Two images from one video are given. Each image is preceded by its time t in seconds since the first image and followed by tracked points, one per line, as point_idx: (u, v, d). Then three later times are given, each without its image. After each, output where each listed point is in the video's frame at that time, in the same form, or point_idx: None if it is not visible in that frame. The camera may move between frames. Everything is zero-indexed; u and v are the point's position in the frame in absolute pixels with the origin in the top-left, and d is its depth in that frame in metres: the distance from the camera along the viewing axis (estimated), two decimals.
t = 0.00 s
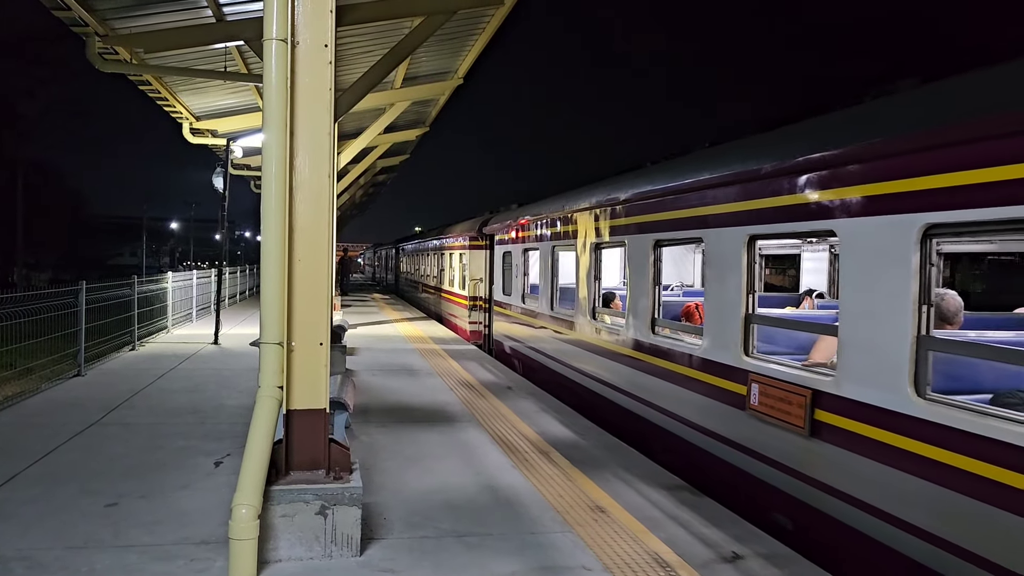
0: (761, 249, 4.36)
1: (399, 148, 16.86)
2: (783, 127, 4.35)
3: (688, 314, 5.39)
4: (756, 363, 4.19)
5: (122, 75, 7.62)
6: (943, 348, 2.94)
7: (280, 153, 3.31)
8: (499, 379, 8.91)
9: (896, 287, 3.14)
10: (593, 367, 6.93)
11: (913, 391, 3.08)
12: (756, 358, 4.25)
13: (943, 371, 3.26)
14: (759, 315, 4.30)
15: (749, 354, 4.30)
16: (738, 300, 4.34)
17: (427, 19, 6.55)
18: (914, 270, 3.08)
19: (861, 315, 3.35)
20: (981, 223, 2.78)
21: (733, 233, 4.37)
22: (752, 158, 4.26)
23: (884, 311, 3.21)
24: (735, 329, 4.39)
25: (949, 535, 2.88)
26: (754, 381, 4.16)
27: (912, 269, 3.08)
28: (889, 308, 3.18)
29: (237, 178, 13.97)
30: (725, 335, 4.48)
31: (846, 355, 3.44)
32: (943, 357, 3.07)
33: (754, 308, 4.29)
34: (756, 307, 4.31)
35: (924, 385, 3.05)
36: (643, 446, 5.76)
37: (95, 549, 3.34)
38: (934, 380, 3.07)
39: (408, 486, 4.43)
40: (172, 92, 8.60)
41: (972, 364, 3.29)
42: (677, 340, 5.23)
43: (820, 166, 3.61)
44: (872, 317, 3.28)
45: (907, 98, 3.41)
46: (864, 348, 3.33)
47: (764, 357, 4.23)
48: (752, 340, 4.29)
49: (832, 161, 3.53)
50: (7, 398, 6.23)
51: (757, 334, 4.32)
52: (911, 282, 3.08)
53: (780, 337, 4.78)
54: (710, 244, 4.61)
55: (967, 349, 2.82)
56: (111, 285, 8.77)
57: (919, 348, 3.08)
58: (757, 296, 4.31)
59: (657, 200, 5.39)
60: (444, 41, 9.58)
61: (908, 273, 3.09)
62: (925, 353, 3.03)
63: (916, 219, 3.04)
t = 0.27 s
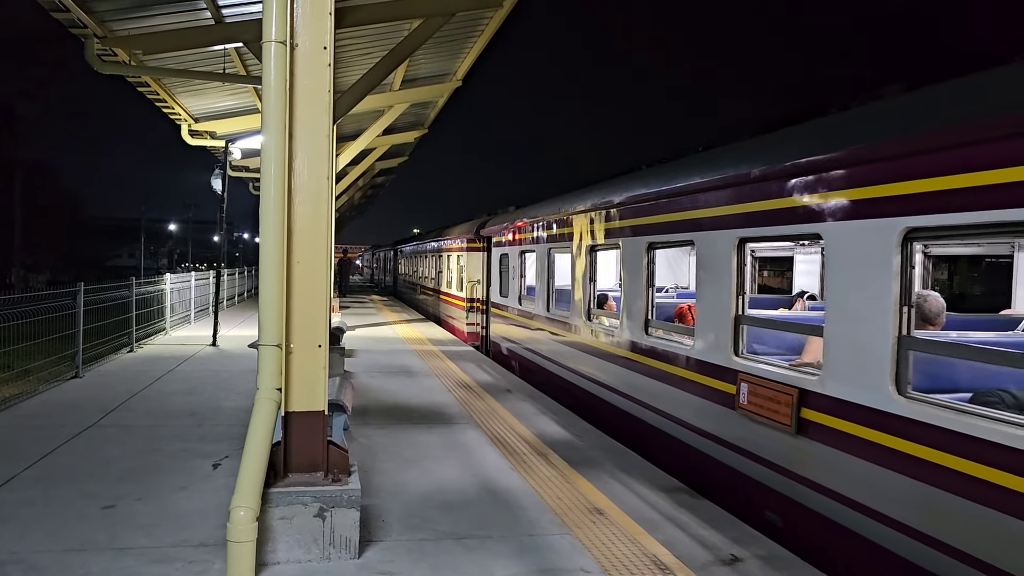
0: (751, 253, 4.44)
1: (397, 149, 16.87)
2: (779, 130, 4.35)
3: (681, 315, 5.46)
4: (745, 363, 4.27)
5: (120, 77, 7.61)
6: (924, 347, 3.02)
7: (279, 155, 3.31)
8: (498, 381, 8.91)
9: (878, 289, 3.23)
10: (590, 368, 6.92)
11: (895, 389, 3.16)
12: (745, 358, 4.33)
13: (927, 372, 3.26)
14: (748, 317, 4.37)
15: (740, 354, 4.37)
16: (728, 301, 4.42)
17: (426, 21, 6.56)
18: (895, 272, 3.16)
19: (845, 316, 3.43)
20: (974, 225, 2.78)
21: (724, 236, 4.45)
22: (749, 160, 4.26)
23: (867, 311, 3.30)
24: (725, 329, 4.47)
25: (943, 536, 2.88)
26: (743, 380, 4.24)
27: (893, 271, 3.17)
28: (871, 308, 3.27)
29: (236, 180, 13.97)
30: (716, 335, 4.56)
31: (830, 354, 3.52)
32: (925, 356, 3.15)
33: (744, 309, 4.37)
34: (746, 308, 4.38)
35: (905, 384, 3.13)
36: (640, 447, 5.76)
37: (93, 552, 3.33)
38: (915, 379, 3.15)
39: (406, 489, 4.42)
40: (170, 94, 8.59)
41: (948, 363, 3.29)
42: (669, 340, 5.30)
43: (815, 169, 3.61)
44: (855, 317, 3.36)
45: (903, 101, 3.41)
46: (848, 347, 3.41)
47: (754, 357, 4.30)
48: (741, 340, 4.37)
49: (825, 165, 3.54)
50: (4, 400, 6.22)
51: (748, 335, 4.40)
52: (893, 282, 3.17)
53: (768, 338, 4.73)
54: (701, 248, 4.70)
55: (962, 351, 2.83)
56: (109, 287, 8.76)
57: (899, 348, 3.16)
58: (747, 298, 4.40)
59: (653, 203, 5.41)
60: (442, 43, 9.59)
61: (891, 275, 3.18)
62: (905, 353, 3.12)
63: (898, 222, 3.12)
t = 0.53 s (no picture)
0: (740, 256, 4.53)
1: (396, 151, 16.88)
2: (776, 132, 4.36)
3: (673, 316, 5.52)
4: (735, 363, 4.36)
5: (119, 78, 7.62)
6: (904, 346, 3.12)
7: (278, 156, 3.31)
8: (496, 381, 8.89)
9: (861, 291, 3.33)
10: (587, 369, 6.90)
11: (877, 387, 3.26)
12: (735, 358, 4.41)
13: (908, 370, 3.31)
14: (738, 317, 4.46)
15: (730, 354, 4.45)
16: (718, 303, 4.52)
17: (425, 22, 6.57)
18: (877, 275, 3.27)
19: (830, 316, 3.52)
20: (972, 228, 2.79)
21: (714, 239, 4.53)
22: (746, 161, 4.26)
23: (849, 313, 3.40)
24: (715, 330, 4.56)
25: (943, 538, 2.89)
26: (734, 379, 4.33)
27: (875, 273, 3.27)
28: (854, 309, 3.37)
29: (234, 181, 13.96)
30: (707, 335, 4.65)
31: (816, 353, 3.62)
32: (907, 355, 3.24)
33: (734, 310, 4.45)
34: (737, 309, 4.46)
35: (886, 382, 3.23)
36: (638, 448, 5.74)
37: (91, 553, 3.33)
38: (897, 377, 3.24)
39: (404, 489, 4.43)
40: (169, 95, 8.59)
41: (927, 361, 3.35)
42: (662, 340, 5.36)
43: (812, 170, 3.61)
44: (840, 318, 3.46)
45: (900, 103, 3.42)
46: (834, 346, 3.50)
47: (743, 357, 4.39)
48: (732, 340, 4.45)
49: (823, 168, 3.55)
50: (3, 401, 6.21)
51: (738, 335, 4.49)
52: (876, 285, 3.28)
53: (759, 338, 4.79)
54: (693, 251, 4.78)
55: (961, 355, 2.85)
56: (107, 288, 8.75)
57: (882, 347, 3.26)
58: (737, 300, 4.48)
59: (649, 205, 5.41)
60: (441, 45, 9.60)
61: (873, 280, 3.29)
62: (888, 353, 3.22)
63: (879, 227, 3.23)
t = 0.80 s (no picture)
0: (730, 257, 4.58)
1: (395, 151, 16.87)
2: (774, 134, 4.37)
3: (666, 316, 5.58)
4: (727, 361, 4.42)
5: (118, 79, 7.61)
6: (887, 345, 3.19)
7: (277, 157, 3.31)
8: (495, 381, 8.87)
9: (845, 291, 3.40)
10: (584, 369, 6.89)
11: (860, 384, 3.33)
12: (726, 357, 4.47)
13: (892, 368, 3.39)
14: (729, 317, 4.51)
15: (721, 354, 4.51)
16: (709, 303, 4.57)
17: (424, 23, 6.58)
18: (861, 275, 3.34)
19: (818, 316, 3.59)
20: (971, 230, 2.77)
21: (706, 240, 4.58)
22: (744, 162, 4.26)
23: (834, 313, 3.47)
24: (706, 329, 4.61)
25: (938, 539, 2.89)
26: (724, 378, 4.39)
27: (859, 274, 3.34)
28: (838, 309, 3.44)
29: (234, 181, 13.95)
30: (698, 335, 4.70)
31: (802, 352, 3.68)
32: (890, 354, 3.31)
33: (725, 310, 4.50)
34: (728, 309, 4.52)
35: (870, 380, 3.31)
36: (635, 449, 5.72)
37: (89, 554, 3.32)
38: (880, 375, 3.32)
39: (402, 491, 4.42)
40: (168, 96, 8.59)
41: (905, 359, 3.40)
42: (656, 340, 5.40)
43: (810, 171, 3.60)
44: (825, 317, 3.53)
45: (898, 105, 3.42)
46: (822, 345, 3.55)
47: (734, 356, 4.45)
48: (723, 339, 4.51)
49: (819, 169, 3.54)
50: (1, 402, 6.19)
51: (728, 335, 4.55)
52: (859, 286, 3.35)
53: (752, 339, 4.99)
54: (685, 252, 4.82)
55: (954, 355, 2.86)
56: (106, 289, 8.74)
57: (866, 345, 3.33)
58: (727, 300, 4.54)
59: (645, 207, 5.41)
60: (440, 45, 9.60)
61: (854, 279, 3.37)
62: (871, 350, 3.29)
63: (862, 228, 3.30)
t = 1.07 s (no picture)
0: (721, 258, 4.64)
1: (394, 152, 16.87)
2: (772, 135, 4.37)
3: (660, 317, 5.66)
4: (716, 360, 4.49)
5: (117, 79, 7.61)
6: (868, 343, 3.29)
7: (275, 158, 3.31)
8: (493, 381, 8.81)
9: (829, 293, 3.50)
10: (581, 370, 6.88)
11: (844, 382, 3.42)
12: (715, 356, 4.55)
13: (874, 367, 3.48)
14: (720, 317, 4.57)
15: (711, 353, 4.58)
16: (701, 303, 4.63)
17: (422, 24, 6.58)
18: (843, 276, 3.43)
19: (804, 316, 3.67)
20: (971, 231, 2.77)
21: (697, 241, 4.64)
22: (742, 163, 4.27)
23: (819, 313, 3.56)
24: (698, 329, 4.68)
25: (934, 539, 2.89)
26: (713, 377, 4.46)
27: (842, 275, 3.43)
28: (822, 309, 3.54)
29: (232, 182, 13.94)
30: (690, 335, 4.76)
31: (789, 351, 3.76)
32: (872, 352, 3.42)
33: (715, 310, 4.57)
34: (717, 309, 4.59)
35: (853, 378, 3.40)
36: (633, 449, 5.71)
37: (86, 555, 3.32)
38: (863, 373, 3.41)
39: (400, 492, 4.42)
40: (166, 96, 8.59)
41: (888, 358, 3.50)
42: (649, 340, 5.46)
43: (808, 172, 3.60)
44: (809, 316, 3.62)
45: (896, 107, 3.43)
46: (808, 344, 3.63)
47: (723, 356, 4.52)
48: (712, 339, 4.59)
49: (816, 171, 3.54)
50: None
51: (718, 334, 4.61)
52: (841, 287, 3.44)
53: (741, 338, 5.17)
54: (677, 253, 4.87)
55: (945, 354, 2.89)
56: (104, 289, 8.73)
57: (849, 344, 3.42)
58: (717, 300, 4.60)
59: (642, 208, 5.41)
60: (439, 46, 9.60)
61: (837, 280, 3.45)
62: (853, 349, 3.38)
63: (845, 230, 3.38)
